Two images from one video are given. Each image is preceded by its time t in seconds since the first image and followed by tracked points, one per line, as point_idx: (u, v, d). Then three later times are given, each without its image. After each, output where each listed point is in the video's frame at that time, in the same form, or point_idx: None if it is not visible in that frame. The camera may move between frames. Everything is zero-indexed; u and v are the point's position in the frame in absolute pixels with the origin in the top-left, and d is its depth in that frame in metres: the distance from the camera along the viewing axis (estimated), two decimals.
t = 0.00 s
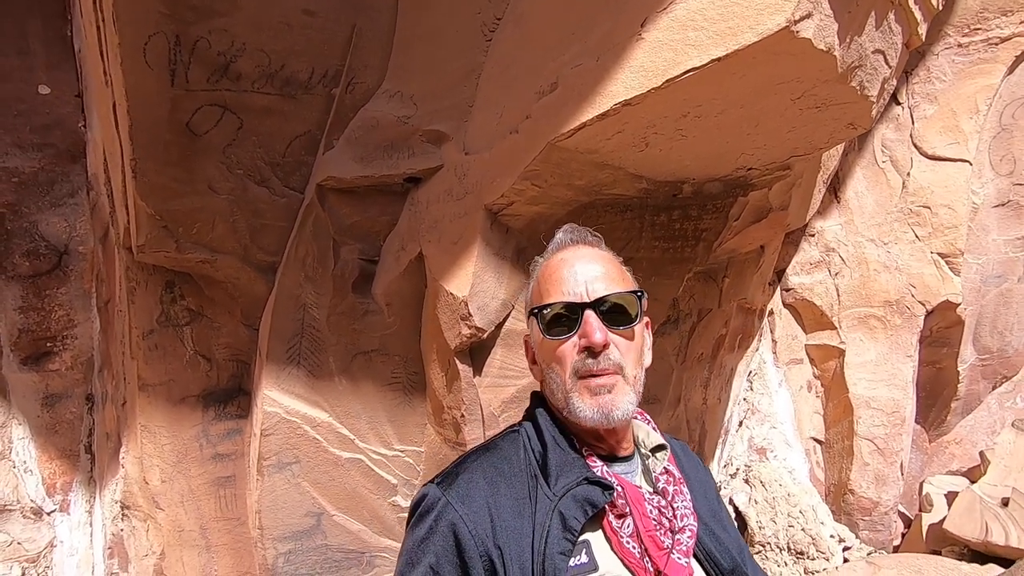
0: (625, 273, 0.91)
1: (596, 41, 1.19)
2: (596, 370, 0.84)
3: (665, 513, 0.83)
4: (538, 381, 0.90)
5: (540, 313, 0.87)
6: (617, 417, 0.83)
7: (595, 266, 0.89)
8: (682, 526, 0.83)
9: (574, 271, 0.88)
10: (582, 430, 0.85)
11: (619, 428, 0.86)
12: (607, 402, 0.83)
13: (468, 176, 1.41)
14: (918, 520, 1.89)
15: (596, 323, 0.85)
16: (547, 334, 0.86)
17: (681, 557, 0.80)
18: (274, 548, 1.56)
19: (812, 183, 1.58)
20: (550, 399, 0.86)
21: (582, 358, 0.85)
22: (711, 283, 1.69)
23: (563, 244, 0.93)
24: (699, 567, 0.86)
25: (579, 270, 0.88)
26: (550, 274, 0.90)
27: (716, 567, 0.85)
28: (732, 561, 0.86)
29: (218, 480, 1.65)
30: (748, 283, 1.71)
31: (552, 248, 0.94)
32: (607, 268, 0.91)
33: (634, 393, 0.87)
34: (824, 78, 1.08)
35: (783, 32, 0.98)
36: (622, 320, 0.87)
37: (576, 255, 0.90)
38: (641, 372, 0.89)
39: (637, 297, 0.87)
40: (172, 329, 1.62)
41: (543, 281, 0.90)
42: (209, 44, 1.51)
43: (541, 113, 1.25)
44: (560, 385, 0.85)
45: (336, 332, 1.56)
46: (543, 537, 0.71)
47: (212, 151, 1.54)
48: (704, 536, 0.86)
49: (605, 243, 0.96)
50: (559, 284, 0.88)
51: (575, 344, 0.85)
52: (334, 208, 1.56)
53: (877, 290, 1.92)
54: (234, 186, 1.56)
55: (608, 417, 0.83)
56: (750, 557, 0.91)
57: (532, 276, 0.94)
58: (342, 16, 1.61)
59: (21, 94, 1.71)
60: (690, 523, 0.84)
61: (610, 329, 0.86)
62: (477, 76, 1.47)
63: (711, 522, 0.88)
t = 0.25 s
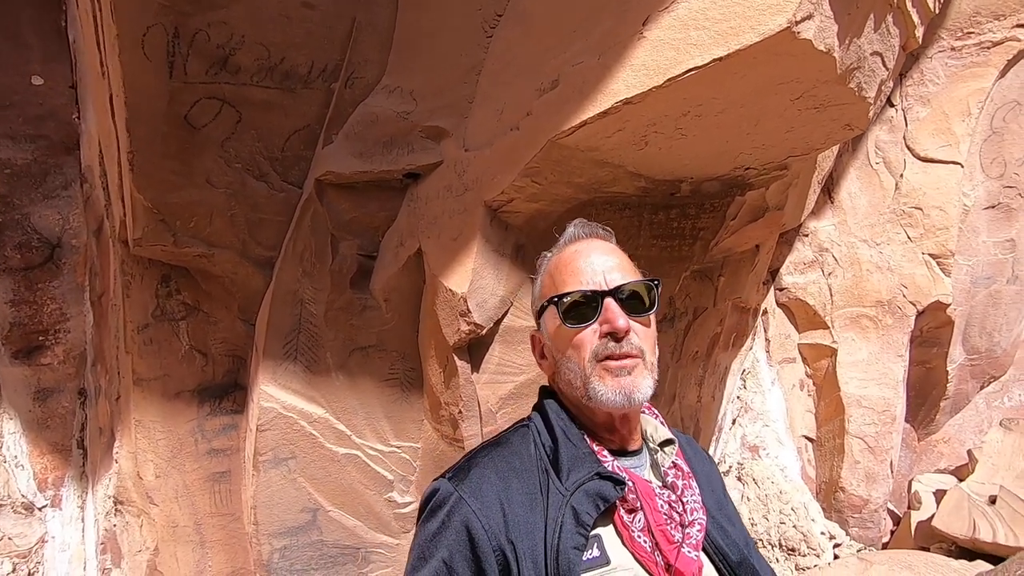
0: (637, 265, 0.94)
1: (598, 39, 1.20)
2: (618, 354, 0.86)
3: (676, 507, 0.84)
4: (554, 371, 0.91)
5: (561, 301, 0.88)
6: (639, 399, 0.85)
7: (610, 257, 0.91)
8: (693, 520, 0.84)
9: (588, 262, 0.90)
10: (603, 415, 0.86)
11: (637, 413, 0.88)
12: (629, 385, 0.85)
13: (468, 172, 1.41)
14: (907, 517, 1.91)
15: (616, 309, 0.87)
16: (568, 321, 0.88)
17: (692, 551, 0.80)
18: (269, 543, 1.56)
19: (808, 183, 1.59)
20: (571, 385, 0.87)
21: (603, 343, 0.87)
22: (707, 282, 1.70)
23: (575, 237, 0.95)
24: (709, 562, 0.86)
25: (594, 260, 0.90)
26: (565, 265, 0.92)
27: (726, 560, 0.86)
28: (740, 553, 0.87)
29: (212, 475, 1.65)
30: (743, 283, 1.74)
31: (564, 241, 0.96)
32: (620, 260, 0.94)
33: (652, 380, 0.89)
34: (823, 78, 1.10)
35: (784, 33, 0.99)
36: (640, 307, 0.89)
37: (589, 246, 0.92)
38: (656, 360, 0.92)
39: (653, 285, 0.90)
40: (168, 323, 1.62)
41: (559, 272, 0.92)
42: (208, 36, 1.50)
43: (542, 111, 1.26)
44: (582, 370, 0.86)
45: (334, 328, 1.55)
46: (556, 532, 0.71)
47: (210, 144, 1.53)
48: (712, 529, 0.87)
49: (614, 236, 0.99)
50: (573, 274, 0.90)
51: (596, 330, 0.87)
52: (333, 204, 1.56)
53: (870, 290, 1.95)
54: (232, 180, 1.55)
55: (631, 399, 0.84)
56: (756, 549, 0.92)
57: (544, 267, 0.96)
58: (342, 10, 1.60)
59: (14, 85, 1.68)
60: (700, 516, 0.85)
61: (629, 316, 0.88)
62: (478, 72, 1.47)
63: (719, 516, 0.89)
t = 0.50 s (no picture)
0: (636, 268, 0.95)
1: (594, 38, 1.20)
2: (619, 357, 0.86)
3: (670, 510, 0.84)
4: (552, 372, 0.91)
5: (563, 302, 0.88)
6: (640, 402, 0.85)
7: (610, 259, 0.92)
8: (685, 524, 0.84)
9: (589, 263, 0.90)
10: (602, 417, 0.86)
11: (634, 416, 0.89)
12: (630, 388, 0.85)
13: (462, 170, 1.41)
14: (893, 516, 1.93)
15: (619, 311, 0.88)
16: (569, 322, 0.88)
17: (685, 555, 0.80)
18: (258, 541, 1.55)
19: (800, 184, 1.60)
20: (572, 387, 0.87)
21: (605, 345, 0.87)
22: (698, 282, 1.72)
23: (576, 238, 0.95)
24: (700, 564, 0.87)
25: (595, 262, 0.90)
26: (566, 266, 0.92)
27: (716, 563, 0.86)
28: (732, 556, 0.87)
29: (201, 473, 1.63)
30: (734, 283, 1.73)
31: (564, 242, 0.96)
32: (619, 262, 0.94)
33: (651, 381, 0.90)
34: (817, 81, 1.10)
35: (779, 36, 0.99)
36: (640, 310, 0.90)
37: (590, 247, 0.92)
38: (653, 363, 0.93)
39: (654, 287, 0.91)
40: (157, 318, 1.60)
41: (559, 273, 0.92)
42: (199, 30, 1.49)
43: (537, 109, 1.26)
44: (583, 372, 0.86)
45: (325, 325, 1.55)
46: (551, 535, 0.71)
47: (201, 139, 1.51)
48: (704, 532, 0.88)
49: (612, 240, 0.99)
50: (574, 276, 0.90)
51: (598, 332, 0.87)
52: (325, 200, 1.55)
53: (859, 292, 1.96)
54: (223, 175, 1.53)
55: (632, 401, 0.85)
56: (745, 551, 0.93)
57: (543, 268, 0.95)
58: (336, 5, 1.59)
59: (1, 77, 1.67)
60: (692, 520, 0.85)
61: (631, 318, 0.88)
62: (473, 70, 1.46)
63: (711, 519, 0.90)
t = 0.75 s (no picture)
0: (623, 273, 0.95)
1: (586, 36, 1.19)
2: (609, 358, 0.86)
3: (654, 519, 0.83)
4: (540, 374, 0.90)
5: (553, 303, 0.87)
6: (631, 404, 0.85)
7: (599, 263, 0.92)
8: (669, 532, 0.83)
9: (579, 266, 0.90)
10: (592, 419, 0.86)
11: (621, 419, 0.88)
12: (621, 389, 0.85)
13: (453, 167, 1.39)
14: (880, 514, 1.93)
15: (609, 313, 0.87)
16: (560, 324, 0.87)
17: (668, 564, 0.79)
18: (247, 539, 1.54)
19: (791, 184, 1.60)
20: (561, 388, 0.86)
21: (595, 346, 0.87)
22: (690, 280, 1.71)
23: (564, 245, 0.96)
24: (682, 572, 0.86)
25: (585, 266, 0.90)
26: (555, 269, 0.92)
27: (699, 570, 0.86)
28: (715, 564, 0.87)
29: (190, 470, 1.62)
30: (726, 281, 1.75)
31: (552, 247, 0.95)
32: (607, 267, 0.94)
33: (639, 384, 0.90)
34: (808, 82, 1.10)
35: (770, 36, 0.99)
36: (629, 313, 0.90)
37: (579, 251, 0.92)
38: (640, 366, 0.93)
39: (642, 292, 0.91)
40: (144, 315, 1.58)
41: (548, 277, 0.91)
42: (187, 23, 1.47)
43: (528, 107, 1.25)
44: (574, 373, 0.86)
45: (314, 322, 1.54)
46: (534, 543, 0.71)
47: (188, 133, 1.49)
48: (687, 540, 0.87)
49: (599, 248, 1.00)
50: (564, 279, 0.90)
51: (588, 333, 0.87)
52: (315, 196, 1.53)
53: (849, 291, 1.96)
54: (211, 170, 1.52)
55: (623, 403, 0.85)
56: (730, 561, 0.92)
57: (530, 272, 0.95)
58: None
59: None
60: (676, 529, 0.84)
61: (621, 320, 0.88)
62: (464, 66, 1.45)
63: (695, 527, 0.89)
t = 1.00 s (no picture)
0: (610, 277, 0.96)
1: (577, 34, 1.18)
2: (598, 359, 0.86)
3: (635, 521, 0.82)
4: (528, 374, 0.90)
5: (543, 303, 0.88)
6: (618, 406, 0.85)
7: (587, 266, 0.93)
8: (649, 535, 0.83)
9: (567, 267, 0.91)
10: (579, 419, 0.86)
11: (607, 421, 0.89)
12: (609, 390, 0.85)
13: (445, 165, 1.39)
14: (873, 511, 1.94)
15: (599, 314, 0.88)
16: (549, 323, 0.88)
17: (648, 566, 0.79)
18: (239, 536, 1.54)
19: (785, 182, 1.60)
20: (549, 388, 0.86)
21: (584, 346, 0.87)
22: (684, 278, 1.70)
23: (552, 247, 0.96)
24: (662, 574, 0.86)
25: (573, 267, 0.91)
26: (543, 271, 0.93)
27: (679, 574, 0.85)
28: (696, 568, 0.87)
29: (182, 468, 1.62)
30: (720, 279, 1.75)
31: (541, 249, 0.96)
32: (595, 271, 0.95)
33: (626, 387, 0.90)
34: (801, 80, 1.09)
35: (762, 34, 0.98)
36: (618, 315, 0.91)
37: (567, 253, 0.93)
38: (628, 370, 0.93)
39: (630, 294, 0.92)
40: (136, 312, 1.57)
41: (537, 277, 0.92)
42: (177, 18, 1.47)
43: (520, 105, 1.24)
44: (562, 373, 0.86)
45: (307, 320, 1.53)
46: (514, 545, 0.71)
47: (179, 130, 1.48)
48: (668, 543, 0.87)
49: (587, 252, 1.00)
50: (552, 280, 0.91)
51: (578, 334, 0.87)
52: (307, 193, 1.53)
53: (843, 289, 1.96)
54: (202, 167, 1.51)
55: (610, 404, 0.85)
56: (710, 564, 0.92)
57: (519, 273, 0.95)
58: None
59: None
60: (657, 531, 0.84)
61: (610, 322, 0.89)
62: (456, 63, 1.44)
63: (677, 531, 0.88)
